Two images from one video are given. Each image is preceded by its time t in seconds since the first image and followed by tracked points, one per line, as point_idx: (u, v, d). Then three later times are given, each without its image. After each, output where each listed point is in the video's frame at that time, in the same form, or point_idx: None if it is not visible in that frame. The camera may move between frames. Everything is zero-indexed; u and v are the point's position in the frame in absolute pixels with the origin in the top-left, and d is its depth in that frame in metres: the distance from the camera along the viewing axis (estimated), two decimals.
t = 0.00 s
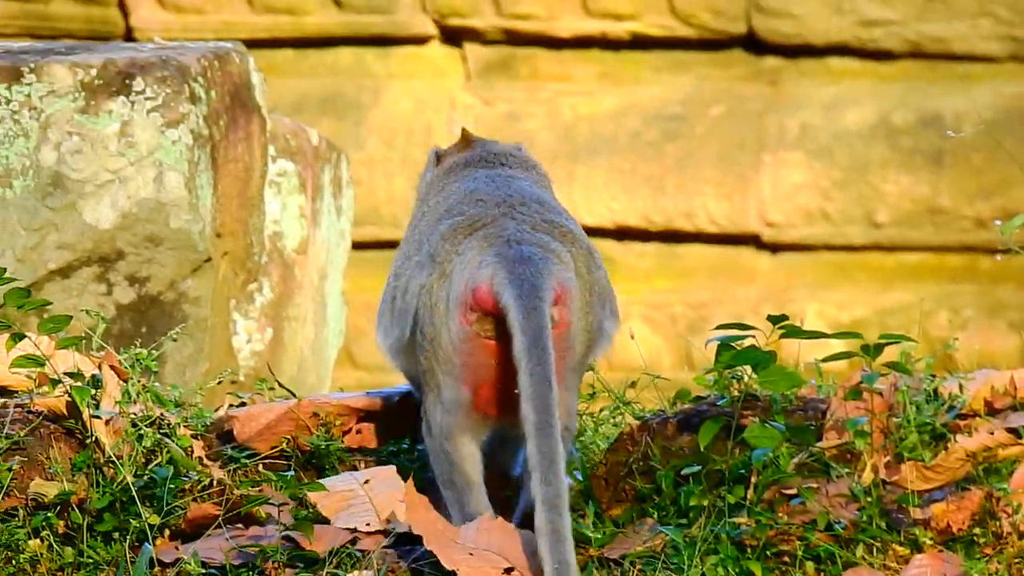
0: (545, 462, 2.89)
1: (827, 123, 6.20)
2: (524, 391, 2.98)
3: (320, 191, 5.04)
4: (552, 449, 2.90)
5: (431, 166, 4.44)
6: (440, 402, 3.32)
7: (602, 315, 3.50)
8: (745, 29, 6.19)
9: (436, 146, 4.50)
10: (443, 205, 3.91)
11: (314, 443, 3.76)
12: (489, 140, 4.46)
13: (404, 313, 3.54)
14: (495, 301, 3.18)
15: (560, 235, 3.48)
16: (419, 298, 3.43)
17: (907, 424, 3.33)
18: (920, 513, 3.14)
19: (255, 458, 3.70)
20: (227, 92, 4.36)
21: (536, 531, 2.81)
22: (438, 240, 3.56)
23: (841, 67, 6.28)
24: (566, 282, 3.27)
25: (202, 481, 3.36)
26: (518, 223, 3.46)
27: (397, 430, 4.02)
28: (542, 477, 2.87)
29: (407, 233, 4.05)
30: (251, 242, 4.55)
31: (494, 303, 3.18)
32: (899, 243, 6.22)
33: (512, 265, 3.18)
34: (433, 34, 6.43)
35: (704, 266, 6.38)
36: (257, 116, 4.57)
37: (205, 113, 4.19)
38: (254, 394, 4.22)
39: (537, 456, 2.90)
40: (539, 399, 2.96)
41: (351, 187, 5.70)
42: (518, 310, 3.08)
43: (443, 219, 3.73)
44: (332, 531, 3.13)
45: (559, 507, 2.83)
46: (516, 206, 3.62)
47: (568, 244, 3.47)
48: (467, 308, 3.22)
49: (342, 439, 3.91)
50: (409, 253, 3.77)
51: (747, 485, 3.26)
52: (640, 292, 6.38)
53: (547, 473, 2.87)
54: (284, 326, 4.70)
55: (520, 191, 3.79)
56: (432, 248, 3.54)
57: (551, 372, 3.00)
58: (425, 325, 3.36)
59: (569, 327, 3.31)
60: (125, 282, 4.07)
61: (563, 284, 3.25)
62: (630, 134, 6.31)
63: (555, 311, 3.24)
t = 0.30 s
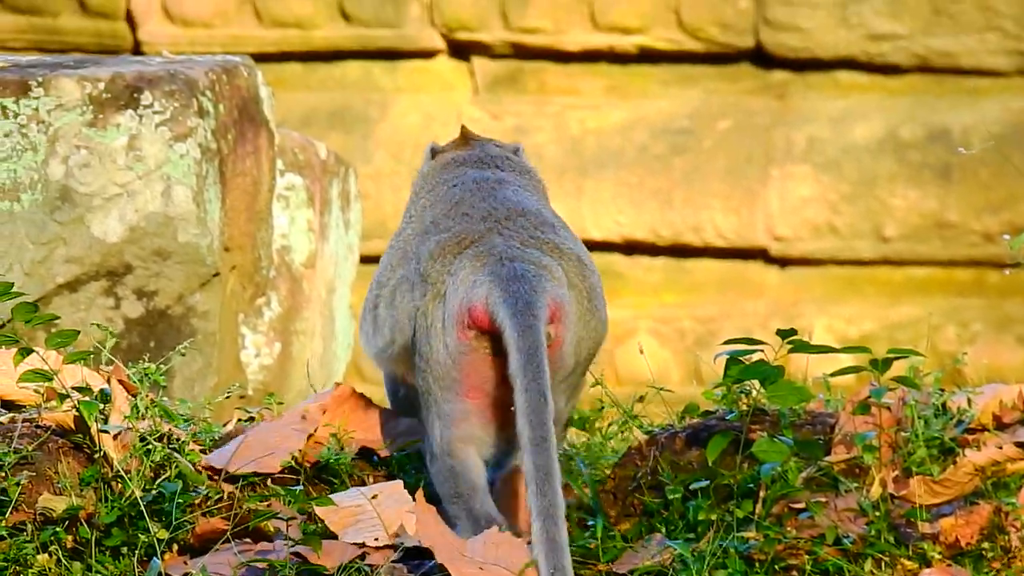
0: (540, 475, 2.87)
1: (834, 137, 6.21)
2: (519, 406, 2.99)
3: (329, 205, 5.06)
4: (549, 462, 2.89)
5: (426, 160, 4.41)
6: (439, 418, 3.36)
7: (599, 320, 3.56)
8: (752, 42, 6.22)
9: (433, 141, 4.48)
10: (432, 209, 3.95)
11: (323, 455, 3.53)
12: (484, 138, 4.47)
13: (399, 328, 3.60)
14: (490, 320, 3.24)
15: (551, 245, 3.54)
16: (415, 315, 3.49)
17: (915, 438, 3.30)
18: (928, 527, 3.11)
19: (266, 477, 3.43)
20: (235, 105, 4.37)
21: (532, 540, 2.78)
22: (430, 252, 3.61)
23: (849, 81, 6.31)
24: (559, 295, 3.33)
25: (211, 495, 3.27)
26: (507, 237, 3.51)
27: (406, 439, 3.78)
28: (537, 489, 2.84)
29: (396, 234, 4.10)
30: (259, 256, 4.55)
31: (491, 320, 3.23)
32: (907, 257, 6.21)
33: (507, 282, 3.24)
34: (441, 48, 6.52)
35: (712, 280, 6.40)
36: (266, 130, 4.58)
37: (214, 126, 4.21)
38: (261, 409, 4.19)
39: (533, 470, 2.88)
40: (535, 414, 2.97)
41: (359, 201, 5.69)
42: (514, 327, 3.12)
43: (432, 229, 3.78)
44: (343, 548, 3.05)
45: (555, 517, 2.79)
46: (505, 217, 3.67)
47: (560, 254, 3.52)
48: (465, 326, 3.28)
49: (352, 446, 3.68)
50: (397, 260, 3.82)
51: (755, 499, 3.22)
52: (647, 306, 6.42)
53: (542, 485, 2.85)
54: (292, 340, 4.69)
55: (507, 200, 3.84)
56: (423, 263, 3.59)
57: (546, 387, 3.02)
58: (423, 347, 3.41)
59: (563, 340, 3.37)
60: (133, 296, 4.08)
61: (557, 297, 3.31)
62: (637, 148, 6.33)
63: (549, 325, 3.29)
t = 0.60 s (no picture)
0: (551, 450, 3.01)
1: (837, 151, 6.21)
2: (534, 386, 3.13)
3: (332, 218, 5.06)
4: (560, 437, 3.03)
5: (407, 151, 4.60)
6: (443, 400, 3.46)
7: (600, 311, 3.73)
8: (754, 57, 6.23)
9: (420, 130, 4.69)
10: (429, 195, 4.09)
11: (326, 469, 3.49)
12: (469, 127, 4.63)
13: (402, 312, 3.70)
14: (505, 306, 3.38)
15: (557, 236, 3.69)
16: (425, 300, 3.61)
17: (918, 453, 3.22)
18: (929, 541, 3.08)
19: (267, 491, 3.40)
20: (238, 119, 4.38)
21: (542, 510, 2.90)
22: (439, 239, 3.73)
23: (852, 95, 6.31)
24: (570, 282, 3.49)
25: (213, 509, 3.26)
26: (520, 225, 3.66)
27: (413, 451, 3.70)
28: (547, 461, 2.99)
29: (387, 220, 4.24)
30: (261, 270, 4.56)
31: (505, 307, 3.38)
32: (909, 271, 6.21)
33: (521, 270, 3.38)
34: (443, 61, 6.54)
35: (715, 294, 6.41)
36: (268, 144, 4.58)
37: (216, 140, 4.21)
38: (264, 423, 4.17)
39: (544, 445, 3.02)
40: (549, 395, 3.10)
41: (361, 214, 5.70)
42: (529, 313, 3.27)
43: (435, 215, 3.90)
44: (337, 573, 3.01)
45: (563, 488, 2.93)
46: (516, 206, 3.81)
47: (569, 243, 3.68)
48: (479, 311, 3.42)
49: (356, 461, 3.61)
50: (396, 245, 3.93)
51: (757, 514, 3.16)
52: (650, 320, 6.43)
53: (552, 457, 2.99)
54: (294, 354, 4.69)
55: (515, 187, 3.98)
56: (432, 249, 3.71)
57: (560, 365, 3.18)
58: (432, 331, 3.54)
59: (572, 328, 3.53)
60: (135, 310, 4.08)
61: (566, 284, 3.46)
62: (640, 162, 6.34)
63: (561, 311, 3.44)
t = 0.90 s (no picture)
0: (520, 451, 2.98)
1: (836, 164, 6.22)
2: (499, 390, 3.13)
3: (331, 231, 5.07)
4: (528, 440, 2.99)
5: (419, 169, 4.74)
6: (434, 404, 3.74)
7: (593, 314, 3.82)
8: (754, 70, 6.24)
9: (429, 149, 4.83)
10: (434, 200, 4.21)
11: (324, 482, 3.48)
12: (479, 144, 4.71)
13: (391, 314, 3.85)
14: (478, 309, 3.49)
15: (544, 238, 3.77)
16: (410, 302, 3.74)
17: (917, 465, 3.19)
18: (928, 554, 3.04)
19: (267, 503, 3.40)
20: (236, 133, 4.38)
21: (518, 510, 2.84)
22: (428, 242, 3.86)
23: (852, 108, 6.33)
24: (550, 282, 3.58)
25: (212, 523, 3.24)
26: (507, 228, 3.76)
27: (412, 464, 3.66)
28: (519, 464, 2.95)
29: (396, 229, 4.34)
30: (260, 284, 4.55)
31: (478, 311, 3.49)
32: (909, 284, 6.21)
33: (494, 273, 3.48)
34: (442, 74, 6.56)
35: (715, 308, 6.41)
36: (267, 158, 4.58)
37: (215, 153, 4.21)
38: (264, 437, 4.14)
39: (513, 446, 2.99)
40: (514, 399, 3.10)
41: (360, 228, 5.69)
42: (496, 315, 3.33)
43: (432, 217, 4.04)
44: None
45: (538, 487, 2.88)
46: (511, 211, 3.94)
47: (560, 246, 3.78)
48: (455, 315, 3.56)
49: (355, 473, 3.58)
50: (395, 248, 4.06)
51: (756, 527, 3.15)
52: (649, 333, 6.44)
53: (522, 459, 2.96)
54: (293, 367, 4.70)
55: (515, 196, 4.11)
56: (421, 251, 3.85)
57: (526, 367, 3.20)
58: (416, 330, 3.66)
59: (555, 328, 3.63)
60: (134, 324, 4.08)
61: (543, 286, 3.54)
62: (640, 175, 6.35)
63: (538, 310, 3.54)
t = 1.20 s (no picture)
0: (460, 435, 3.29)
1: (832, 177, 6.23)
2: (450, 365, 3.39)
3: (326, 244, 5.06)
4: (469, 422, 3.30)
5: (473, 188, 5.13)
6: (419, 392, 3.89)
7: (573, 305, 4.00)
8: (750, 83, 6.26)
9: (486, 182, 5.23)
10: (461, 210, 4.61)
11: (319, 494, 3.46)
12: (533, 175, 5.25)
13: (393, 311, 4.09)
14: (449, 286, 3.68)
15: (529, 233, 4.01)
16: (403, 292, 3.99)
17: (913, 477, 3.18)
18: (924, 566, 2.98)
19: (263, 515, 3.39)
20: (233, 145, 4.39)
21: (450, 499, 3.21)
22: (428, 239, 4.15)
23: (847, 121, 6.35)
24: (521, 267, 3.78)
25: (208, 535, 3.24)
26: (496, 223, 4.02)
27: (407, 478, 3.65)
28: (457, 448, 3.28)
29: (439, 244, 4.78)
30: (256, 296, 4.55)
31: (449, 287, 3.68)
32: (904, 296, 6.21)
33: (466, 252, 3.69)
34: (438, 87, 6.57)
35: (711, 320, 6.42)
36: (263, 170, 4.59)
37: (211, 166, 4.21)
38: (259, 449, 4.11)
39: (452, 428, 3.30)
40: (462, 377, 3.37)
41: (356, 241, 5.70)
42: (460, 288, 3.54)
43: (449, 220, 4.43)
44: None
45: (470, 476, 3.23)
46: (500, 215, 4.16)
47: (540, 240, 4.00)
48: (432, 295, 3.75)
49: (350, 486, 3.57)
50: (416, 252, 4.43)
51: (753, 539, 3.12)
52: (645, 346, 6.40)
53: (460, 444, 3.28)
54: (289, 379, 4.70)
55: (511, 207, 4.34)
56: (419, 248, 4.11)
57: (478, 345, 3.42)
58: (406, 318, 3.91)
59: (527, 312, 3.81)
60: (130, 335, 4.08)
61: (514, 267, 3.73)
62: (635, 187, 6.36)
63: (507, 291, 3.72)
